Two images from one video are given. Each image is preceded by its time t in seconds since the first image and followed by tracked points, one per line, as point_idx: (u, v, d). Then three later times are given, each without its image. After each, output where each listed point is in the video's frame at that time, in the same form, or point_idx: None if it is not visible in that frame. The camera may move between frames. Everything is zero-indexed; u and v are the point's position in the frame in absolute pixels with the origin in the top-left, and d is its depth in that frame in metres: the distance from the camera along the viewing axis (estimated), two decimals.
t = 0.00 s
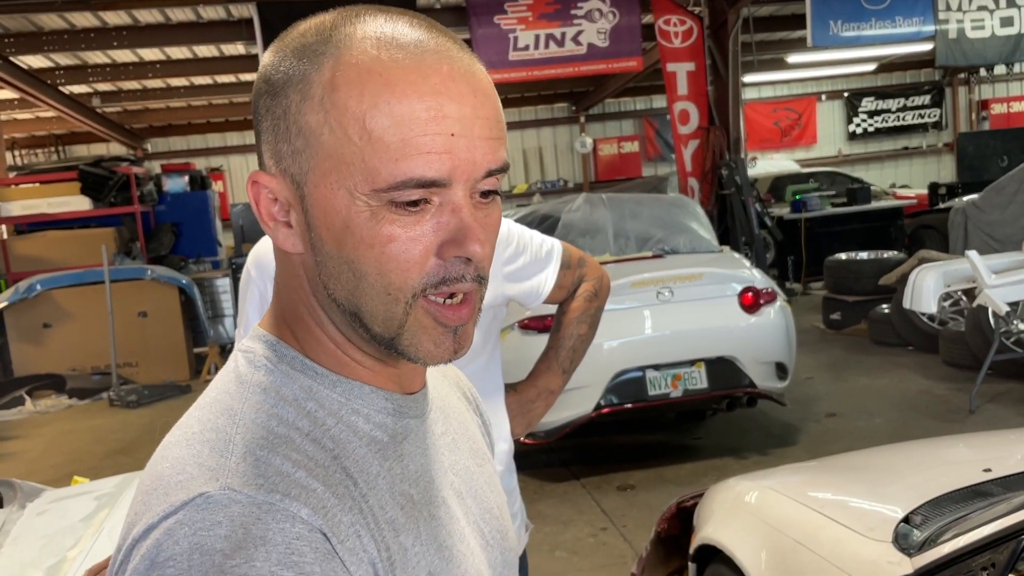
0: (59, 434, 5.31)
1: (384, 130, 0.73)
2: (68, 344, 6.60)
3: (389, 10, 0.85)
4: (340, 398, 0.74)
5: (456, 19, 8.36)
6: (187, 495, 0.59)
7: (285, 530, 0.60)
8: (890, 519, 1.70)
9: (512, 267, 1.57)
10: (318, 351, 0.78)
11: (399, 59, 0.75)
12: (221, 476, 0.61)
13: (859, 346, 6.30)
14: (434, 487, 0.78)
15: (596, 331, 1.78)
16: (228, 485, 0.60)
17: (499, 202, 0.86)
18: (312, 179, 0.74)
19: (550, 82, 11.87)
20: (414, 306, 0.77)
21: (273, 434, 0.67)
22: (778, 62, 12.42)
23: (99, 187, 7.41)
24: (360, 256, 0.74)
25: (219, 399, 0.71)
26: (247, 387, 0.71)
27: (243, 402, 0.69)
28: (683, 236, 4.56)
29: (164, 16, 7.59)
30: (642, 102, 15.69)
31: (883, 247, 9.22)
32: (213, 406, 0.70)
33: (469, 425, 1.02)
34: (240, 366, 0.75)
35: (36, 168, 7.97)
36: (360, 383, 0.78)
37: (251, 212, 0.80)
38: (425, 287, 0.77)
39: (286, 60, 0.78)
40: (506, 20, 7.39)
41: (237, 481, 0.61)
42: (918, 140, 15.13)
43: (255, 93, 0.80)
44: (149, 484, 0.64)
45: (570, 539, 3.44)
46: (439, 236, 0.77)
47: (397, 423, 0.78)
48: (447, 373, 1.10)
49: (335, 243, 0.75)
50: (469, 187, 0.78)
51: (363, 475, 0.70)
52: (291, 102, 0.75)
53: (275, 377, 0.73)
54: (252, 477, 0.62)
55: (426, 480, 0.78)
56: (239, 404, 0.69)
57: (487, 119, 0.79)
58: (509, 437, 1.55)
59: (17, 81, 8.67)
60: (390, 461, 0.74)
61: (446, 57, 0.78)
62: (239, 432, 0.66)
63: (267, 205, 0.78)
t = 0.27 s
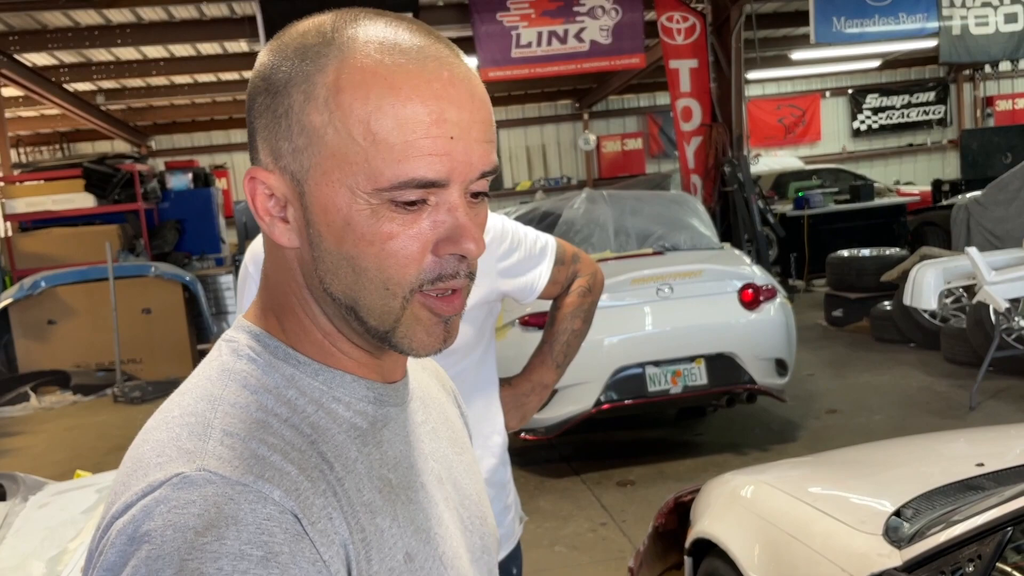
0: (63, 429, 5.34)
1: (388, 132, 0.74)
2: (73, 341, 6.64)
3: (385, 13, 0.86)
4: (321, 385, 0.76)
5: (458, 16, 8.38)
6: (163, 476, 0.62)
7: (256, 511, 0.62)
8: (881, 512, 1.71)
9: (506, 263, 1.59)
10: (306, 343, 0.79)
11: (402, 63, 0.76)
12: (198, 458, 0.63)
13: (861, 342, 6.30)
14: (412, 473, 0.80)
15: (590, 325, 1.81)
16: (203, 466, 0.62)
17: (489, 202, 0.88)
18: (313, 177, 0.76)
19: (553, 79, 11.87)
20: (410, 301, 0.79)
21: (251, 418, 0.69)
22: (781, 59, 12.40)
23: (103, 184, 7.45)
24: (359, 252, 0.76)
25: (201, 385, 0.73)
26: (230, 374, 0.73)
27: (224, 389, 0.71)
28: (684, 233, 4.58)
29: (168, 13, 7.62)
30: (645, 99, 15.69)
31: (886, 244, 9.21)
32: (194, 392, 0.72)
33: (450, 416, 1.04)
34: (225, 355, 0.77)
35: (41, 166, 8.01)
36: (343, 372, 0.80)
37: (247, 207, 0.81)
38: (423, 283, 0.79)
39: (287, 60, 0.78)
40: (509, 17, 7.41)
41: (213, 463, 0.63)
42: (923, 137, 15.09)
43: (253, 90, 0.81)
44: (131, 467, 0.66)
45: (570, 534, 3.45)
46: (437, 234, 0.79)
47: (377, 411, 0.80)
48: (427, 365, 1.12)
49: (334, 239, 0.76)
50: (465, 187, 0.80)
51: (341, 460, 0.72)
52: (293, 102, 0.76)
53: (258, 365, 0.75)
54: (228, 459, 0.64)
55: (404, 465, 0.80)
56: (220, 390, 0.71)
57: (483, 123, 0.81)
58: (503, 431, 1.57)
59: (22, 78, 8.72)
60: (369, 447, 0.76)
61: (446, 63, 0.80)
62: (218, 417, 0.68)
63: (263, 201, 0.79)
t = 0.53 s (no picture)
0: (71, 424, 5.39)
1: (345, 131, 0.78)
2: (80, 337, 6.72)
3: (351, 19, 0.89)
4: (302, 378, 0.79)
5: (463, 14, 8.40)
6: (153, 465, 0.65)
7: (240, 497, 0.65)
8: (871, 507, 1.74)
9: (501, 260, 1.62)
10: (284, 337, 0.83)
11: (358, 67, 0.80)
12: (183, 448, 0.66)
13: (864, 339, 6.31)
14: (393, 462, 0.84)
15: (584, 321, 1.84)
16: (189, 456, 0.65)
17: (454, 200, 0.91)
18: (278, 178, 0.79)
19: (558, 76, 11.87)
20: (375, 296, 0.81)
21: (235, 410, 0.72)
22: (787, 56, 12.38)
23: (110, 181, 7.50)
24: (324, 249, 0.79)
25: (187, 382, 0.76)
26: (214, 370, 0.76)
27: (208, 384, 0.75)
28: (685, 231, 4.59)
29: (175, 12, 7.66)
30: (650, 96, 15.67)
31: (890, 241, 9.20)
32: (180, 388, 0.75)
33: (433, 409, 1.07)
34: (208, 352, 0.80)
35: (48, 163, 8.07)
36: (323, 366, 0.83)
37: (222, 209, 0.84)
38: (387, 279, 0.82)
39: (253, 66, 0.82)
40: (513, 15, 7.44)
41: (198, 452, 0.66)
42: (929, 134, 15.06)
43: (224, 96, 0.84)
44: (120, 459, 0.69)
45: (571, 529, 3.48)
46: (398, 231, 0.82)
47: (357, 403, 0.83)
48: (412, 360, 1.15)
49: (300, 236, 0.79)
50: (425, 185, 0.83)
51: (322, 449, 0.75)
52: (258, 105, 0.80)
53: (241, 360, 0.78)
54: (213, 449, 0.67)
55: (385, 454, 0.83)
56: (205, 385, 0.75)
57: (441, 122, 0.84)
58: (498, 426, 1.60)
59: (29, 77, 8.78)
60: (350, 437, 0.80)
61: (403, 64, 0.83)
62: (204, 410, 0.71)
63: (237, 202, 0.82)
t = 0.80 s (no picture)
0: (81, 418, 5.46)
1: (350, 137, 0.81)
2: (89, 333, 6.79)
3: (355, 29, 0.93)
4: (304, 372, 0.83)
5: (468, 12, 8.43)
6: (158, 452, 0.68)
7: (237, 487, 0.68)
8: (864, 500, 1.78)
9: (499, 257, 1.65)
10: (289, 331, 0.86)
11: (363, 75, 0.83)
12: (187, 439, 0.70)
13: (868, 336, 6.32)
14: (390, 453, 0.87)
15: (581, 317, 1.87)
16: (192, 446, 0.69)
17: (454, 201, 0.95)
18: (285, 180, 0.82)
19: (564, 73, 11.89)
20: (380, 292, 0.85)
21: (238, 403, 0.76)
22: (793, 53, 12.36)
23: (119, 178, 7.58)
24: (329, 248, 0.83)
25: (195, 373, 0.80)
26: (220, 363, 0.80)
27: (214, 376, 0.78)
28: (688, 228, 4.62)
29: (182, 11, 7.71)
30: (656, 93, 15.67)
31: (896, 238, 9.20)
32: (188, 379, 0.79)
33: (432, 400, 1.11)
34: (216, 344, 0.84)
35: (57, 161, 8.14)
36: (325, 360, 0.86)
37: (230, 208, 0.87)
38: (391, 276, 0.85)
39: (260, 73, 0.85)
40: (518, 13, 7.47)
41: (200, 443, 0.70)
42: (936, 130, 15.03)
43: (231, 101, 0.87)
44: (129, 446, 0.73)
45: (573, 523, 3.52)
46: (399, 231, 0.85)
47: (357, 396, 0.87)
48: (412, 353, 1.19)
49: (306, 236, 0.82)
50: (426, 188, 0.87)
51: (319, 442, 0.79)
52: (266, 111, 0.83)
53: (246, 354, 0.82)
54: (214, 440, 0.70)
55: (382, 446, 0.87)
56: (211, 378, 0.78)
57: (441, 128, 0.87)
58: (495, 419, 1.64)
59: (39, 75, 8.86)
60: (348, 429, 0.83)
61: (404, 73, 0.86)
62: (209, 402, 0.75)
63: (244, 202, 0.85)
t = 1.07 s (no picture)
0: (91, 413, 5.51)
1: (356, 140, 0.83)
2: (98, 330, 6.84)
3: (366, 33, 0.95)
4: (306, 364, 0.85)
5: (474, 10, 8.44)
6: (160, 440, 0.71)
7: (233, 475, 0.70)
8: (864, 495, 1.79)
9: (500, 254, 1.66)
10: (293, 324, 0.88)
11: (371, 80, 0.85)
12: (187, 427, 0.72)
13: (874, 334, 6.32)
14: (388, 445, 0.89)
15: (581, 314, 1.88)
16: (191, 434, 0.71)
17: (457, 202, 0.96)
18: (292, 178, 0.84)
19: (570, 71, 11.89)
20: (381, 290, 0.87)
21: (240, 393, 0.78)
22: (801, 50, 12.33)
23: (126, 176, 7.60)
24: (332, 245, 0.84)
25: (202, 363, 0.82)
26: (225, 354, 0.82)
27: (220, 366, 0.81)
28: (693, 226, 4.62)
29: (190, 9, 7.74)
30: (663, 90, 15.65)
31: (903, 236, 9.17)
32: (194, 369, 0.81)
33: (434, 393, 1.13)
34: (224, 336, 0.86)
35: (66, 159, 8.20)
36: (328, 352, 0.88)
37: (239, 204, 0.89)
38: (393, 275, 0.87)
39: (272, 74, 0.87)
40: (525, 11, 7.48)
41: (200, 432, 0.72)
42: (945, 128, 14.98)
43: (244, 99, 0.90)
44: (134, 433, 0.75)
45: (577, 520, 3.54)
46: (401, 232, 0.87)
47: (358, 388, 0.89)
48: (418, 347, 1.21)
49: (311, 234, 0.84)
50: (428, 191, 0.88)
51: (317, 432, 0.81)
52: (276, 110, 0.85)
53: (251, 346, 0.84)
54: (213, 429, 0.73)
55: (380, 437, 0.88)
56: (216, 368, 0.80)
57: (445, 132, 0.89)
58: (495, 415, 1.65)
59: (48, 74, 8.92)
60: (347, 420, 0.85)
61: (412, 77, 0.88)
62: (212, 392, 0.77)
63: (252, 197, 0.87)
